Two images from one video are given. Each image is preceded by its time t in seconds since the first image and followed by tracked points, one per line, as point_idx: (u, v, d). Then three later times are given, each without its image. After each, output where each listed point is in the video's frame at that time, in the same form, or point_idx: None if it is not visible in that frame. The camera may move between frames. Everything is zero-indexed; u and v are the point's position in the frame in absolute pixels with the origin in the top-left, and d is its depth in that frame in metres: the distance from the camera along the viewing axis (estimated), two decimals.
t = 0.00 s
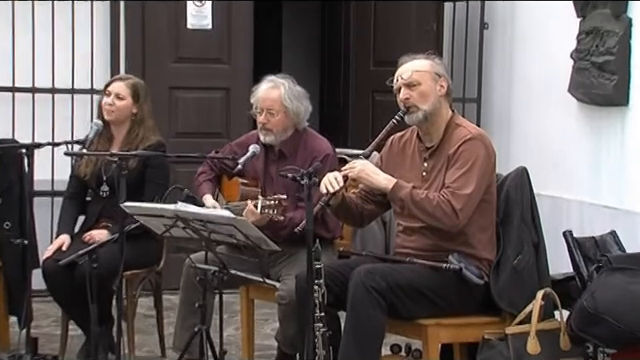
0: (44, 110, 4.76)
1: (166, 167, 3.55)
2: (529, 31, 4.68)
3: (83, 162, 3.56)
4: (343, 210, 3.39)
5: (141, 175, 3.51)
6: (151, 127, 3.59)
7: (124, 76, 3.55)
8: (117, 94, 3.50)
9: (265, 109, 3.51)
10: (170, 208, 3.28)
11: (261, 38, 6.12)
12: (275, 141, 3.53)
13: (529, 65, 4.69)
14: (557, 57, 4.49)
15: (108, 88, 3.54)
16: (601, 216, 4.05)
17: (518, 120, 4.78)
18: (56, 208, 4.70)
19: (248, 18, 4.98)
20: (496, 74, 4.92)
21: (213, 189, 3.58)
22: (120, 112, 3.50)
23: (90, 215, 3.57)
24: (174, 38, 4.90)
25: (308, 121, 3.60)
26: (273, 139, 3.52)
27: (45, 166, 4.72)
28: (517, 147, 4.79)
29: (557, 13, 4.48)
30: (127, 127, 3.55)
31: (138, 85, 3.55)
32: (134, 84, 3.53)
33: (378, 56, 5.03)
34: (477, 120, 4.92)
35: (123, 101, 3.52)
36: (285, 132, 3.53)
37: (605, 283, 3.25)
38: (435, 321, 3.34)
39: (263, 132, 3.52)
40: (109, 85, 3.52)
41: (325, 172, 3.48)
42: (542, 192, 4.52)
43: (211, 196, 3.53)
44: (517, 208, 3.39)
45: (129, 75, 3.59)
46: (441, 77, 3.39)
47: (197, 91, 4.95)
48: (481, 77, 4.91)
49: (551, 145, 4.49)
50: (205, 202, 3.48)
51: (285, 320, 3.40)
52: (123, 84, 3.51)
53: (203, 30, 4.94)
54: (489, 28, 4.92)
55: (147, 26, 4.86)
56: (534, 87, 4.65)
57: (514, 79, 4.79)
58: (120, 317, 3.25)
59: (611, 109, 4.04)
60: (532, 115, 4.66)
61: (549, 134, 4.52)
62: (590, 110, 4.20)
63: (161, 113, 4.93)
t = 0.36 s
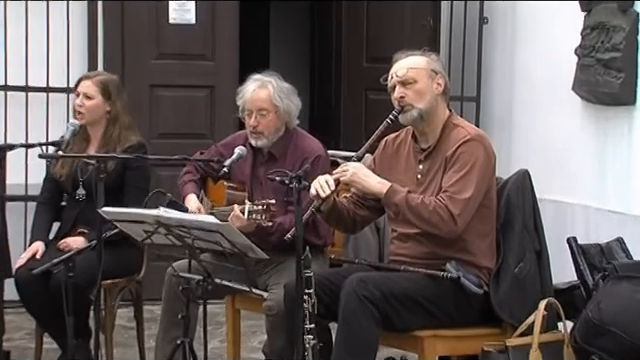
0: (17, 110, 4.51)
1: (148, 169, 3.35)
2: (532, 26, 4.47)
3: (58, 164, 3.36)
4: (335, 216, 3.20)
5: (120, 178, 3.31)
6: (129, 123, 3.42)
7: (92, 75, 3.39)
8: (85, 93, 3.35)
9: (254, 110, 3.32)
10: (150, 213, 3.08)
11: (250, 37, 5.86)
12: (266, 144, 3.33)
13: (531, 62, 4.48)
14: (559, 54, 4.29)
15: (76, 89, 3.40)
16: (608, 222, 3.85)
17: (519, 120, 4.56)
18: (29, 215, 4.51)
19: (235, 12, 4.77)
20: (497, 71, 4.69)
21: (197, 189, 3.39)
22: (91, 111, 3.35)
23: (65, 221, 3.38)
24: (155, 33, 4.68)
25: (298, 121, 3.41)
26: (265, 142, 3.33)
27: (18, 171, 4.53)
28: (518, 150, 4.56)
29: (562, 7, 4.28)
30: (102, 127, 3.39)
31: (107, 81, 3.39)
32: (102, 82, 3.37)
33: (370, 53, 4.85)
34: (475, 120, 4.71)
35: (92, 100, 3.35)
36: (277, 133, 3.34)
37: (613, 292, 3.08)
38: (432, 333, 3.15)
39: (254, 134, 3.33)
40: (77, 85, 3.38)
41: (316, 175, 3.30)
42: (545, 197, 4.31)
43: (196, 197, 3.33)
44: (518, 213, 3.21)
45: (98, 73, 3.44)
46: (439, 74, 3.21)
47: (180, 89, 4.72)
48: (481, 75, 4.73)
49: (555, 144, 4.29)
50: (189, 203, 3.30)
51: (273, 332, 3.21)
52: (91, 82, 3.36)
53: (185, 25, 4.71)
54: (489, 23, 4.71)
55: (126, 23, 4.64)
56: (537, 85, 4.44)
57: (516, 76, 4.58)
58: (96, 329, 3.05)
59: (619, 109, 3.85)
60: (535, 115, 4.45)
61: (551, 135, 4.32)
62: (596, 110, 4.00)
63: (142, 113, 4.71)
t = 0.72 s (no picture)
0: None
1: (130, 171, 3.18)
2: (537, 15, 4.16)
3: (35, 164, 3.17)
4: (328, 217, 3.01)
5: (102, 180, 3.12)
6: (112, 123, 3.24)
7: (76, 70, 3.20)
8: (69, 89, 3.16)
9: (242, 107, 3.14)
10: (133, 217, 2.89)
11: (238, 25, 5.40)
12: (256, 143, 3.15)
13: (536, 54, 4.16)
14: (567, 44, 3.99)
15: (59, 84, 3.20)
16: (621, 226, 3.59)
17: (524, 116, 4.22)
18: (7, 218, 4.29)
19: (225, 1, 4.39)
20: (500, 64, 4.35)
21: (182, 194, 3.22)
22: (74, 109, 3.16)
23: (43, 224, 3.19)
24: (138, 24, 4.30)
25: (288, 118, 3.23)
26: (254, 142, 3.15)
27: None
28: (523, 148, 4.22)
29: None
30: (83, 126, 3.21)
31: (93, 78, 3.20)
32: (87, 78, 3.18)
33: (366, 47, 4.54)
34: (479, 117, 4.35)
35: (76, 97, 3.17)
36: (267, 132, 3.16)
37: (624, 298, 2.89)
38: (432, 343, 2.98)
39: (243, 133, 3.15)
40: (60, 80, 3.18)
41: (309, 175, 3.11)
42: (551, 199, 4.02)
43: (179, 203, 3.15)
44: (524, 216, 3.02)
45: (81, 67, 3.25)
46: (440, 68, 3.03)
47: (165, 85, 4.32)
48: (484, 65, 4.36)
49: (562, 141, 3.98)
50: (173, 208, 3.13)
51: (264, 343, 3.03)
52: (76, 78, 3.17)
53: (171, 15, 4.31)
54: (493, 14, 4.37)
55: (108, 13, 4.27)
56: (543, 78, 4.12)
57: (520, 69, 4.25)
58: (75, 340, 2.86)
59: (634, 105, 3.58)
60: (541, 111, 4.13)
61: (558, 131, 4.02)
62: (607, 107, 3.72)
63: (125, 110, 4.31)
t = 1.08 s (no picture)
0: None
1: (118, 172, 3.01)
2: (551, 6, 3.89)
3: (15, 165, 3.00)
4: (327, 222, 2.83)
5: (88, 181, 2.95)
6: (97, 120, 3.09)
7: (57, 63, 3.07)
8: (48, 84, 3.03)
9: (234, 103, 2.97)
10: (120, 219, 2.71)
11: (231, 17, 4.98)
12: (249, 141, 2.98)
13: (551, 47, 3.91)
14: (583, 39, 3.77)
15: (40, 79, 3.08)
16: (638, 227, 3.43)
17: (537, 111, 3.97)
18: None
19: None
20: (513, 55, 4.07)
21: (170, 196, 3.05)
22: (53, 104, 3.03)
23: (24, 228, 3.01)
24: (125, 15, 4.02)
25: (283, 115, 3.06)
26: (247, 140, 2.97)
27: None
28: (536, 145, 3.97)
29: None
30: (66, 123, 3.07)
31: (73, 71, 3.06)
32: (67, 71, 3.04)
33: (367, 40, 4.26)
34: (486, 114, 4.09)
35: (56, 92, 3.03)
36: (261, 130, 2.99)
37: None
38: (437, 354, 2.80)
39: (235, 131, 2.98)
40: (41, 74, 3.06)
41: (306, 176, 2.94)
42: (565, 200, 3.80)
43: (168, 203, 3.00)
44: (535, 219, 2.85)
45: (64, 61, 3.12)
46: (446, 63, 2.86)
47: (151, 80, 4.04)
48: (493, 59, 4.09)
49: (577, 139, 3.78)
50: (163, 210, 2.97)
51: (258, 353, 2.86)
52: (56, 71, 3.04)
53: (159, 6, 4.03)
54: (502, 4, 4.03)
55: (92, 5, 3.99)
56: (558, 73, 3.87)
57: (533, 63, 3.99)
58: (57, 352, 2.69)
59: None
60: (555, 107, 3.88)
61: (573, 130, 3.80)
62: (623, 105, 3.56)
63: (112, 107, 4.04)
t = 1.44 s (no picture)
0: None
1: (104, 177, 2.86)
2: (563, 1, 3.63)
3: None
4: (328, 230, 2.67)
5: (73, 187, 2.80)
6: (82, 121, 2.94)
7: (40, 60, 2.92)
8: (32, 81, 2.87)
9: (228, 104, 2.80)
10: (109, 228, 2.54)
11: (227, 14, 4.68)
12: (243, 144, 2.82)
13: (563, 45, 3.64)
14: (600, 33, 3.48)
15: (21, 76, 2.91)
16: None
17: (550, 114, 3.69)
18: None
19: None
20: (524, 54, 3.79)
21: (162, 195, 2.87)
22: (37, 103, 2.87)
23: (5, 236, 2.84)
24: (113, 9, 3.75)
25: (280, 116, 2.89)
26: (242, 142, 2.81)
27: None
28: (551, 150, 3.68)
29: None
30: (49, 123, 2.91)
31: (59, 69, 2.91)
32: (52, 69, 2.89)
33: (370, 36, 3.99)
34: (497, 116, 3.80)
35: (40, 90, 2.88)
36: (257, 132, 2.82)
37: None
38: None
39: (229, 133, 2.81)
40: (22, 71, 2.89)
41: (305, 181, 2.77)
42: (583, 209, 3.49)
43: (161, 200, 2.83)
44: (548, 227, 2.68)
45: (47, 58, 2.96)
46: (453, 62, 2.69)
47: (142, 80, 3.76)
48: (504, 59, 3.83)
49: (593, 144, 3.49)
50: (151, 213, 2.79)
51: None
52: (40, 68, 2.88)
53: None
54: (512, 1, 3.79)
55: None
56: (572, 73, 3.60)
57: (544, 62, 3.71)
58: None
59: None
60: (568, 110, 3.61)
61: (593, 132, 3.49)
62: None
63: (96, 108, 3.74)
